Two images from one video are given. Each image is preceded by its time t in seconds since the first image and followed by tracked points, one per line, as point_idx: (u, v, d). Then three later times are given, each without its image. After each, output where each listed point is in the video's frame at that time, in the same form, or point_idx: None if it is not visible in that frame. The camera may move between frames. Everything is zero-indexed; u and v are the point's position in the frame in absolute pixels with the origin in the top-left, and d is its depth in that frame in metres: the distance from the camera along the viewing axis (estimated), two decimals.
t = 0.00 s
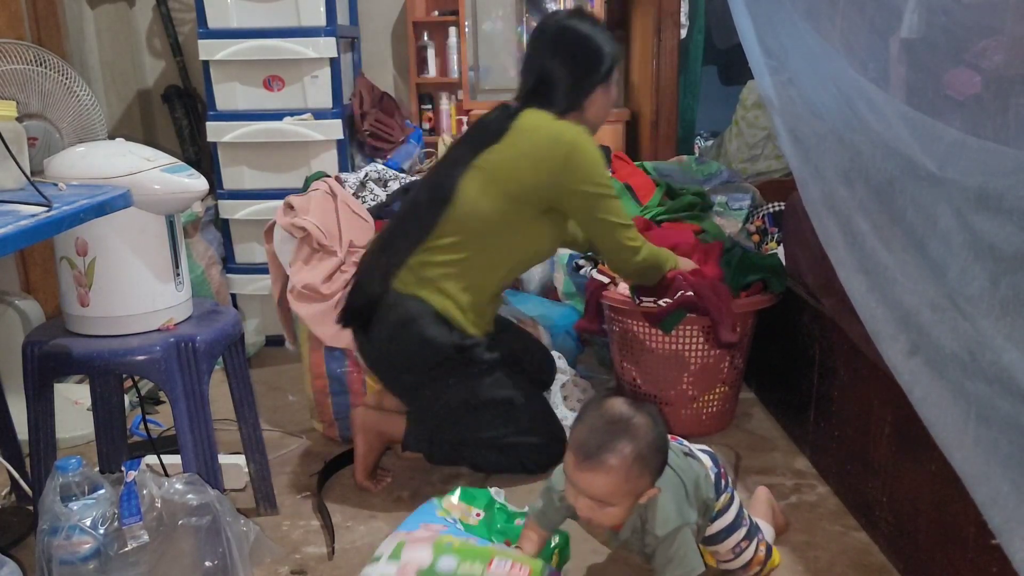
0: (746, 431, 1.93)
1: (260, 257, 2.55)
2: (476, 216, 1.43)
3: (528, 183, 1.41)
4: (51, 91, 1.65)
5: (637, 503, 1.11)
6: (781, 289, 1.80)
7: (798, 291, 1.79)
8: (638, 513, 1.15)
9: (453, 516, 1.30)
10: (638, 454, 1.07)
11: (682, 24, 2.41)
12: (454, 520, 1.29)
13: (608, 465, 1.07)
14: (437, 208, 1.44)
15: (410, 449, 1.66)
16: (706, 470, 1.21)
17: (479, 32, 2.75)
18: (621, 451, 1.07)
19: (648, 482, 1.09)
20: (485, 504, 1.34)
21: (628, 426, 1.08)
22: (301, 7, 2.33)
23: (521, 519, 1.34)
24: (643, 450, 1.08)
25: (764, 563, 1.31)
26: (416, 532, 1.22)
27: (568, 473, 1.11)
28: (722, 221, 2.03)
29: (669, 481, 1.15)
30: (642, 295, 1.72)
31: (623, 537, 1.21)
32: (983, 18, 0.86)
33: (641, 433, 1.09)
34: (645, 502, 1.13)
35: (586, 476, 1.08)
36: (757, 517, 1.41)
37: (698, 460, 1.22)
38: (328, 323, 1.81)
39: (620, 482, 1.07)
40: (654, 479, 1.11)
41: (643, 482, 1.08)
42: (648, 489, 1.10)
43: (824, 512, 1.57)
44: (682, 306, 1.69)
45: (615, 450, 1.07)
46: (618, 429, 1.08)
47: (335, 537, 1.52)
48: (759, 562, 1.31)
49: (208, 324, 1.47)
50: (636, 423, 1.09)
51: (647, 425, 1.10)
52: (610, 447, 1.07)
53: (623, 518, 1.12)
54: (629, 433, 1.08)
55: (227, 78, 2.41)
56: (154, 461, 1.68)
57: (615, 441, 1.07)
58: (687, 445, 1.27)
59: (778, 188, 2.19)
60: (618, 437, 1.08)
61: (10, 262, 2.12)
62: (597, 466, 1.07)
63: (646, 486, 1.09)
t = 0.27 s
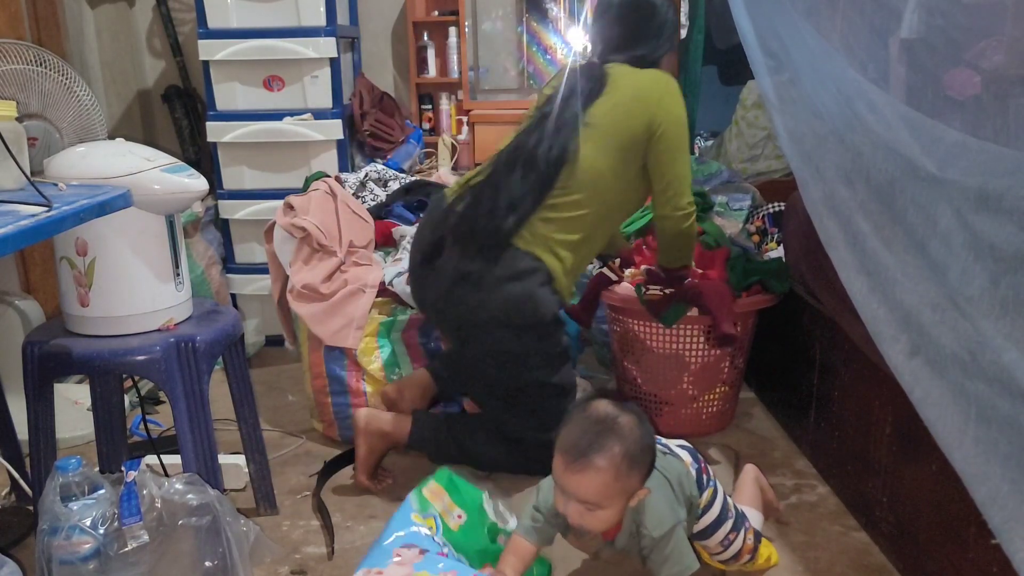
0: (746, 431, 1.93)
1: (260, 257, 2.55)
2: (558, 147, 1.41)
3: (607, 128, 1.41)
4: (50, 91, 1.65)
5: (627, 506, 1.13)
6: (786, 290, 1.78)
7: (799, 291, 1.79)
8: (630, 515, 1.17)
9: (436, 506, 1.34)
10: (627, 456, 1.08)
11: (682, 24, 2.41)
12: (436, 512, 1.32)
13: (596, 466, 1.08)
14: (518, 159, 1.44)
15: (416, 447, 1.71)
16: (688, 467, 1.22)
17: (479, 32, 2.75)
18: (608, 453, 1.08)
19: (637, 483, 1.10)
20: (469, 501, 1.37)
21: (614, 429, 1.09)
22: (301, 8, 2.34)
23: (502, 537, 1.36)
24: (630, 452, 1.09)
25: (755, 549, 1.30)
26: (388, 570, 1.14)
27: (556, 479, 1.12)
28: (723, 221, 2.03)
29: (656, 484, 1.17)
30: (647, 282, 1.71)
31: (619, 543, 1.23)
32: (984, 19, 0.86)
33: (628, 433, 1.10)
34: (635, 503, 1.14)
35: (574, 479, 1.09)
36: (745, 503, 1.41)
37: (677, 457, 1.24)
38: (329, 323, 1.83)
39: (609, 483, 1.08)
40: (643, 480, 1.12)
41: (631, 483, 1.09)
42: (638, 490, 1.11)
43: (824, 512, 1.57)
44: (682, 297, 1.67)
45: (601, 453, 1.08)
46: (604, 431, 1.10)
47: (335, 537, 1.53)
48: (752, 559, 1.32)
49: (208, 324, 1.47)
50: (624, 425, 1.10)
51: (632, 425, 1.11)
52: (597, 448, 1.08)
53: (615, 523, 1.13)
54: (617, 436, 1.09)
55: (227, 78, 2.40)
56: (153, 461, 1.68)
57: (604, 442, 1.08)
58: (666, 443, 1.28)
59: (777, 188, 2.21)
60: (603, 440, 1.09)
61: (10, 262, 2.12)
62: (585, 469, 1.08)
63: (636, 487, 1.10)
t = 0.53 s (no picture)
0: (746, 431, 1.93)
1: (260, 257, 2.55)
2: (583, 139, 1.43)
3: (637, 114, 1.47)
4: (50, 91, 1.65)
5: (610, 523, 1.08)
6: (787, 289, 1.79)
7: (798, 291, 1.79)
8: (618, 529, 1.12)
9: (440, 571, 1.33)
10: (598, 471, 1.05)
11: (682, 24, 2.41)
12: None
13: (573, 487, 1.04)
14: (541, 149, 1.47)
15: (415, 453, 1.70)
16: (677, 470, 1.22)
17: (479, 32, 2.75)
18: (582, 471, 1.04)
19: (614, 498, 1.06)
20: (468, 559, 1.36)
21: (583, 447, 1.06)
22: (302, 8, 2.34)
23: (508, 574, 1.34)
24: (603, 468, 1.05)
25: (755, 552, 1.31)
26: None
27: (534, 505, 1.08)
28: (723, 221, 2.03)
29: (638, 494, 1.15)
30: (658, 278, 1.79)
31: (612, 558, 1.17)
32: (984, 19, 0.86)
33: (598, 452, 1.06)
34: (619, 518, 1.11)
35: (552, 505, 1.05)
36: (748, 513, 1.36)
37: (668, 461, 1.23)
38: (329, 323, 1.83)
39: (587, 502, 1.05)
40: (622, 492, 1.08)
41: (608, 497, 1.06)
42: (617, 505, 1.07)
43: (823, 512, 1.57)
44: (690, 285, 1.74)
45: (575, 472, 1.04)
46: (574, 448, 1.06)
47: (335, 537, 1.53)
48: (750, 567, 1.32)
49: (207, 324, 1.47)
50: (593, 438, 1.07)
51: (602, 440, 1.07)
52: (569, 468, 1.05)
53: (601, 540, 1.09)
54: (587, 455, 1.06)
55: (227, 77, 2.40)
56: (153, 461, 1.68)
57: (577, 463, 1.05)
58: (655, 447, 1.28)
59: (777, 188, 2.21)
60: (573, 458, 1.05)
61: (10, 262, 2.12)
62: (563, 492, 1.04)
63: (615, 502, 1.07)
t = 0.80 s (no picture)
0: (746, 431, 1.93)
1: (260, 257, 2.55)
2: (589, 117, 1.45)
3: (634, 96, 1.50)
4: (50, 91, 1.65)
5: (607, 521, 1.08)
6: (787, 288, 1.78)
7: (798, 291, 1.79)
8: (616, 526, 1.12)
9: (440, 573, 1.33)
10: (596, 467, 1.04)
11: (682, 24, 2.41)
12: None
13: (568, 483, 1.04)
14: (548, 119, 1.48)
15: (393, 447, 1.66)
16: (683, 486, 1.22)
17: (479, 32, 2.75)
18: (578, 468, 1.04)
19: (611, 497, 1.05)
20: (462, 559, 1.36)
21: (581, 442, 1.06)
22: (301, 8, 2.34)
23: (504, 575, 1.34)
24: (599, 465, 1.05)
25: None
26: None
27: (530, 501, 1.08)
28: (723, 222, 2.03)
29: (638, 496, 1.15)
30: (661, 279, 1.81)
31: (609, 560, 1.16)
32: (984, 19, 0.86)
33: (596, 450, 1.06)
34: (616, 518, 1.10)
35: (549, 500, 1.05)
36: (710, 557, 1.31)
37: (676, 472, 1.23)
38: (329, 323, 1.83)
39: (583, 499, 1.04)
40: (619, 492, 1.07)
41: (604, 496, 1.05)
42: (614, 503, 1.07)
43: (824, 512, 1.57)
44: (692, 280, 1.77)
45: (572, 466, 1.04)
46: (571, 444, 1.06)
47: (335, 537, 1.52)
48: None
49: (207, 324, 1.47)
50: (592, 436, 1.07)
51: (600, 437, 1.07)
52: (566, 463, 1.05)
53: (596, 540, 1.08)
54: (585, 451, 1.05)
55: (227, 77, 2.40)
56: (153, 461, 1.68)
57: (576, 457, 1.05)
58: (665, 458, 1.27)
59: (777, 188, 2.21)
60: (570, 453, 1.05)
61: (10, 262, 2.12)
62: (558, 488, 1.04)
63: (611, 500, 1.06)
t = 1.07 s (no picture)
0: (746, 431, 1.93)
1: (259, 257, 2.55)
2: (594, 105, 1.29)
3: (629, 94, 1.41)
4: (50, 91, 1.65)
5: (609, 518, 1.08)
6: (786, 290, 1.78)
7: (798, 291, 1.79)
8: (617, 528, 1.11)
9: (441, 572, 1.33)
10: (598, 460, 1.05)
11: (682, 24, 2.41)
12: None
13: (569, 475, 1.04)
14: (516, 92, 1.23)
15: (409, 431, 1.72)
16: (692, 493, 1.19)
17: (479, 32, 2.76)
18: (580, 461, 1.04)
19: (613, 492, 1.05)
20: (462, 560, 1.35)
21: (583, 436, 1.06)
22: (301, 8, 2.34)
23: None
24: (602, 458, 1.05)
25: None
26: None
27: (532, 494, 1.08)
28: (723, 222, 2.03)
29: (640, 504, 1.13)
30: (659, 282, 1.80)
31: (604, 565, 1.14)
32: (984, 19, 0.86)
33: (599, 444, 1.06)
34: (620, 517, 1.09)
35: (551, 494, 1.05)
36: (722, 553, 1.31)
37: (684, 479, 1.21)
38: (328, 323, 1.81)
39: (585, 492, 1.04)
40: (622, 488, 1.07)
41: (607, 489, 1.05)
42: (617, 499, 1.06)
43: (824, 512, 1.57)
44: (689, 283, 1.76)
45: (575, 458, 1.05)
46: (572, 437, 1.06)
47: (335, 537, 1.53)
48: None
49: (207, 324, 1.47)
50: (595, 429, 1.07)
51: (603, 431, 1.07)
52: (567, 456, 1.05)
53: (600, 537, 1.08)
54: (588, 444, 1.05)
55: (227, 78, 2.40)
56: (153, 461, 1.68)
57: (578, 451, 1.05)
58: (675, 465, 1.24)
59: (776, 188, 2.21)
60: (572, 446, 1.06)
61: (10, 262, 2.12)
62: (560, 481, 1.04)
63: (614, 495, 1.06)
